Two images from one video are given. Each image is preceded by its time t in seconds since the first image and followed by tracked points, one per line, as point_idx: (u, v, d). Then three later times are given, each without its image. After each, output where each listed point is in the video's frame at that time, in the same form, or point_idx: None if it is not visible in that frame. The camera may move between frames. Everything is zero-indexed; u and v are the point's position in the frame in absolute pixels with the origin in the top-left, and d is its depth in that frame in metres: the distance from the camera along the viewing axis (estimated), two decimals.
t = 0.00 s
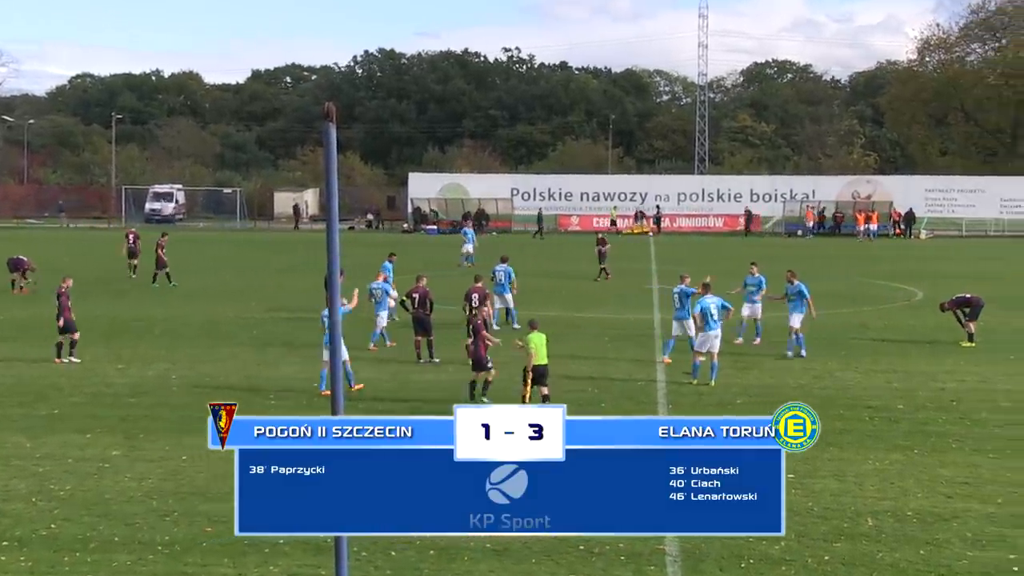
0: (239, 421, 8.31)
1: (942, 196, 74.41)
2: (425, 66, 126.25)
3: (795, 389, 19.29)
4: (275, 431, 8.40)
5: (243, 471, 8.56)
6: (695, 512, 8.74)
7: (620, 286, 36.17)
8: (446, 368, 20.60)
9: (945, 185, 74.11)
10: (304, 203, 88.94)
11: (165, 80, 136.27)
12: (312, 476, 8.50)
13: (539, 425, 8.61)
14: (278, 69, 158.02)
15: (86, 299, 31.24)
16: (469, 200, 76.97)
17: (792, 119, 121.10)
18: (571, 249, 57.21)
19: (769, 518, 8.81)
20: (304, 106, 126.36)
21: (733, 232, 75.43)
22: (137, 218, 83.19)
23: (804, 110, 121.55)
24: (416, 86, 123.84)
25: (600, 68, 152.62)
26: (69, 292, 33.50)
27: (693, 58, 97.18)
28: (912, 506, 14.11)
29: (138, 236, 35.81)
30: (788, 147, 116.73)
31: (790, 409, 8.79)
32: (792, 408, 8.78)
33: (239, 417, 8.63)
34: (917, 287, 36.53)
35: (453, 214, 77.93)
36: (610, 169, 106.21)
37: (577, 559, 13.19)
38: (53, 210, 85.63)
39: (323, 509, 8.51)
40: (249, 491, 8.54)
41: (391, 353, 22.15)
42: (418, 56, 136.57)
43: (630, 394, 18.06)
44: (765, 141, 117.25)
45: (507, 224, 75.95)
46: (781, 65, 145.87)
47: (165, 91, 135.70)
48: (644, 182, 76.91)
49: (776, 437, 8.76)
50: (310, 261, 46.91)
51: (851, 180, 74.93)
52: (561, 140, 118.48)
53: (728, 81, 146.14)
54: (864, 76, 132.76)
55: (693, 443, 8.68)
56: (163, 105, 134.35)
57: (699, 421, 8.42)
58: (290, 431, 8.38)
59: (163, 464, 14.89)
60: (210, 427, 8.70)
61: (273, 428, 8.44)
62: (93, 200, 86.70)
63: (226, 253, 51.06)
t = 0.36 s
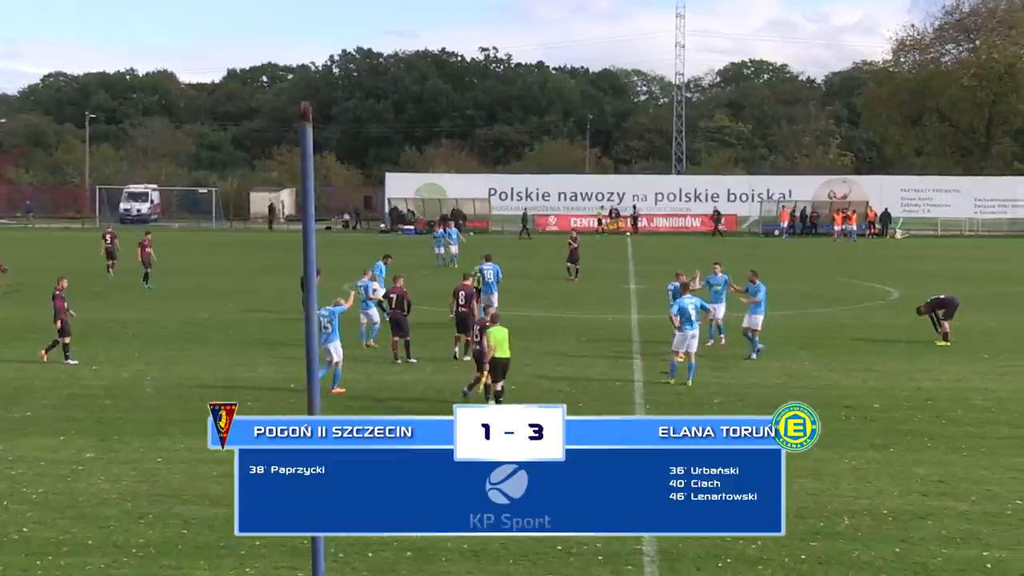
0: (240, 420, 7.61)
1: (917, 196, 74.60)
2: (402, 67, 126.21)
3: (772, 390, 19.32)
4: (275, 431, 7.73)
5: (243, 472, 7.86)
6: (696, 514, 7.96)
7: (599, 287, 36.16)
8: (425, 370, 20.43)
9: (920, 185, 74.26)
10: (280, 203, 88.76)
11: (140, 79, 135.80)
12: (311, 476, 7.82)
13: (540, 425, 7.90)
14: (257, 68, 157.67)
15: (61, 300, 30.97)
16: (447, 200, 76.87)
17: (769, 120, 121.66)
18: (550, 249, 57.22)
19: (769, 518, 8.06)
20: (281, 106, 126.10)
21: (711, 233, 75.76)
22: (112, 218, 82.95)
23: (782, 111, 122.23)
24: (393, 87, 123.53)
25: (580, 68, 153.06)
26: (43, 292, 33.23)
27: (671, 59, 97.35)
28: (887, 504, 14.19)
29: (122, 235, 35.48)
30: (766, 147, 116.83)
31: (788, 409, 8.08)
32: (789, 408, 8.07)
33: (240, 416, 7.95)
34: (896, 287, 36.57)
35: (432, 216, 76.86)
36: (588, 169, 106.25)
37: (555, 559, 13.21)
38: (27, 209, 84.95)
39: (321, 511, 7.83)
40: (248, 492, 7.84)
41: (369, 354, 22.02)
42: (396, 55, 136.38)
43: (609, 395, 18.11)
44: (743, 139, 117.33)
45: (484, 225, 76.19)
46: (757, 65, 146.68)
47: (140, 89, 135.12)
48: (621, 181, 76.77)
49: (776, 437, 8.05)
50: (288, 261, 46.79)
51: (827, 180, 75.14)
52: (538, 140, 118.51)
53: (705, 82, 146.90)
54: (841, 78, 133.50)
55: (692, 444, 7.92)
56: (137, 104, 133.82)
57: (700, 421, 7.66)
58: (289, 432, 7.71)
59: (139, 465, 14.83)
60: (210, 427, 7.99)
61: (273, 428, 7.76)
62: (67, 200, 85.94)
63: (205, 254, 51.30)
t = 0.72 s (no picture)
0: (240, 420, 7.36)
1: (895, 196, 74.94)
2: (381, 66, 126.46)
3: (750, 389, 19.32)
4: (275, 431, 7.47)
5: (243, 472, 7.61)
6: (695, 514, 7.72)
7: (578, 287, 36.19)
8: (403, 369, 20.38)
9: (897, 184, 74.63)
10: (257, 203, 88.82)
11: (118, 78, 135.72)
12: (311, 476, 7.58)
13: (540, 425, 7.63)
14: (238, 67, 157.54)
15: (40, 300, 30.83)
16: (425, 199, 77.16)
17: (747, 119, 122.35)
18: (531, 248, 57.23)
19: (769, 519, 7.80)
20: (260, 106, 126.15)
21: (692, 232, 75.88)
22: (88, 217, 82.92)
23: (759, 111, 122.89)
24: (372, 86, 123.66)
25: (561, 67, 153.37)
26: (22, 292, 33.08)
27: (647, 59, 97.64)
28: (866, 503, 14.22)
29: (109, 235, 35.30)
30: (744, 146, 117.47)
31: (788, 408, 7.79)
32: (790, 407, 7.77)
33: (240, 415, 7.67)
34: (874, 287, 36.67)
35: (409, 213, 78.17)
36: (567, 168, 106.51)
37: (533, 559, 13.18)
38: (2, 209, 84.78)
39: (325, 511, 7.61)
40: (249, 493, 7.59)
41: (347, 354, 21.95)
42: (376, 54, 136.50)
43: (587, 394, 18.10)
44: (721, 139, 117.87)
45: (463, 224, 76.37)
46: (736, 65, 147.28)
47: (118, 89, 135.03)
48: (600, 181, 76.84)
49: (775, 437, 7.78)
50: (267, 261, 46.70)
51: (806, 179, 75.41)
52: (516, 139, 118.81)
53: (684, 82, 147.54)
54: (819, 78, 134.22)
55: (693, 444, 7.66)
56: (115, 103, 133.61)
57: (700, 421, 7.41)
58: (289, 432, 7.45)
59: (116, 465, 14.78)
60: (208, 426, 7.73)
61: (273, 428, 7.50)
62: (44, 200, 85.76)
63: (184, 253, 51.18)
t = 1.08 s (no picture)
0: (239, 420, 7.31)
1: (883, 195, 75.13)
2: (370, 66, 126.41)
3: (739, 389, 19.34)
4: (274, 431, 7.43)
5: (243, 472, 7.57)
6: (695, 514, 7.70)
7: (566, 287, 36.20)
8: (392, 369, 20.39)
9: (885, 184, 74.86)
10: (245, 203, 88.67)
11: (106, 78, 135.47)
12: (311, 476, 7.54)
13: (540, 425, 7.60)
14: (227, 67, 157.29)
15: (26, 300, 30.73)
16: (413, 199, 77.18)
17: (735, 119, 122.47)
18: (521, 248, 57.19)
19: (769, 519, 7.80)
20: (248, 105, 125.95)
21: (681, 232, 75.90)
22: (75, 218, 82.70)
23: (747, 111, 123.00)
24: (361, 86, 123.52)
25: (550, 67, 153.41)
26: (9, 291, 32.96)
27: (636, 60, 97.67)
28: (854, 502, 14.24)
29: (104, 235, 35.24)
30: (732, 146, 117.61)
31: (788, 408, 7.74)
32: (790, 407, 7.73)
33: (239, 414, 7.61)
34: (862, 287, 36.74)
35: (397, 214, 78.28)
36: (555, 168, 106.52)
37: (522, 559, 13.17)
38: None
39: (326, 511, 7.58)
40: (248, 493, 7.55)
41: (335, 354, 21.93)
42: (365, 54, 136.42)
43: (576, 394, 18.12)
44: (709, 139, 117.95)
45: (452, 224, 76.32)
46: (725, 65, 147.54)
47: (105, 88, 134.78)
48: (590, 181, 76.83)
49: (775, 437, 7.75)
50: (254, 261, 46.64)
51: (794, 179, 75.46)
52: (505, 139, 118.78)
53: (672, 82, 147.83)
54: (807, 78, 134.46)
55: (692, 444, 7.63)
56: (102, 103, 133.31)
57: (700, 421, 7.38)
58: (289, 432, 7.42)
59: (105, 466, 14.76)
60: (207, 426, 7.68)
61: (273, 428, 7.45)
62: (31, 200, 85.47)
63: (171, 253, 51.04)
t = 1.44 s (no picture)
0: (239, 420, 7.28)
1: (871, 196, 75.44)
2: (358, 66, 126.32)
3: (728, 389, 19.40)
4: (275, 431, 7.40)
5: (242, 471, 7.54)
6: (695, 514, 7.72)
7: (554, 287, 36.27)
8: (381, 370, 20.38)
9: (873, 185, 75.18)
10: (233, 203, 88.49)
11: (92, 77, 135.07)
12: (311, 476, 7.52)
13: (540, 425, 7.60)
14: (214, 67, 156.92)
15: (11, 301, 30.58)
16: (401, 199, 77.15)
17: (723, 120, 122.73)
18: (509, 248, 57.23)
19: (768, 518, 7.82)
20: (235, 105, 125.64)
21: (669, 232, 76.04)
22: (61, 217, 82.36)
23: (735, 111, 123.27)
24: (350, 85, 123.32)
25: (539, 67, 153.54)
26: None
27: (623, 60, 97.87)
28: (842, 501, 14.29)
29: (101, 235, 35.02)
30: (719, 147, 117.91)
31: (788, 408, 7.76)
32: (789, 407, 7.75)
33: (239, 414, 7.56)
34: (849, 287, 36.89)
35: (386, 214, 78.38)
36: (544, 169, 106.66)
37: (512, 559, 13.19)
38: None
39: (325, 511, 7.58)
40: (248, 492, 7.52)
41: (324, 355, 21.90)
42: (353, 54, 136.26)
43: (566, 394, 18.15)
44: (697, 140, 118.21)
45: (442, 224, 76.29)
46: (713, 65, 147.97)
47: (92, 88, 134.37)
48: (578, 181, 76.93)
49: (775, 437, 7.77)
50: (241, 260, 46.53)
51: (782, 180, 75.68)
52: (493, 140, 118.84)
53: (661, 82, 148.16)
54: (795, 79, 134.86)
55: (693, 444, 7.65)
56: (89, 103, 132.93)
57: (700, 421, 7.40)
58: (289, 432, 7.40)
59: (92, 468, 14.69)
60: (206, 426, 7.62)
61: (273, 428, 7.42)
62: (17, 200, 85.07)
63: (158, 254, 50.87)
